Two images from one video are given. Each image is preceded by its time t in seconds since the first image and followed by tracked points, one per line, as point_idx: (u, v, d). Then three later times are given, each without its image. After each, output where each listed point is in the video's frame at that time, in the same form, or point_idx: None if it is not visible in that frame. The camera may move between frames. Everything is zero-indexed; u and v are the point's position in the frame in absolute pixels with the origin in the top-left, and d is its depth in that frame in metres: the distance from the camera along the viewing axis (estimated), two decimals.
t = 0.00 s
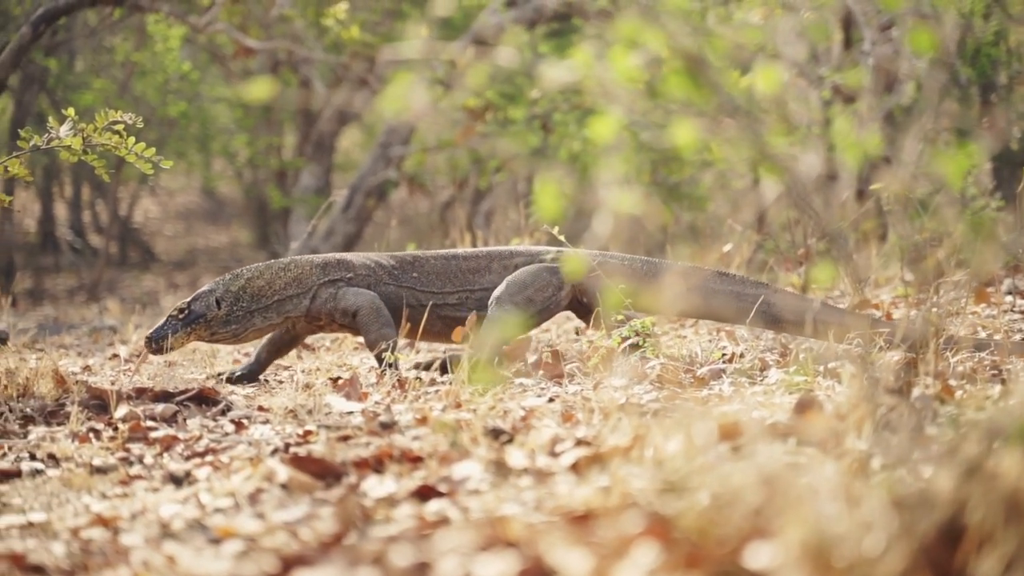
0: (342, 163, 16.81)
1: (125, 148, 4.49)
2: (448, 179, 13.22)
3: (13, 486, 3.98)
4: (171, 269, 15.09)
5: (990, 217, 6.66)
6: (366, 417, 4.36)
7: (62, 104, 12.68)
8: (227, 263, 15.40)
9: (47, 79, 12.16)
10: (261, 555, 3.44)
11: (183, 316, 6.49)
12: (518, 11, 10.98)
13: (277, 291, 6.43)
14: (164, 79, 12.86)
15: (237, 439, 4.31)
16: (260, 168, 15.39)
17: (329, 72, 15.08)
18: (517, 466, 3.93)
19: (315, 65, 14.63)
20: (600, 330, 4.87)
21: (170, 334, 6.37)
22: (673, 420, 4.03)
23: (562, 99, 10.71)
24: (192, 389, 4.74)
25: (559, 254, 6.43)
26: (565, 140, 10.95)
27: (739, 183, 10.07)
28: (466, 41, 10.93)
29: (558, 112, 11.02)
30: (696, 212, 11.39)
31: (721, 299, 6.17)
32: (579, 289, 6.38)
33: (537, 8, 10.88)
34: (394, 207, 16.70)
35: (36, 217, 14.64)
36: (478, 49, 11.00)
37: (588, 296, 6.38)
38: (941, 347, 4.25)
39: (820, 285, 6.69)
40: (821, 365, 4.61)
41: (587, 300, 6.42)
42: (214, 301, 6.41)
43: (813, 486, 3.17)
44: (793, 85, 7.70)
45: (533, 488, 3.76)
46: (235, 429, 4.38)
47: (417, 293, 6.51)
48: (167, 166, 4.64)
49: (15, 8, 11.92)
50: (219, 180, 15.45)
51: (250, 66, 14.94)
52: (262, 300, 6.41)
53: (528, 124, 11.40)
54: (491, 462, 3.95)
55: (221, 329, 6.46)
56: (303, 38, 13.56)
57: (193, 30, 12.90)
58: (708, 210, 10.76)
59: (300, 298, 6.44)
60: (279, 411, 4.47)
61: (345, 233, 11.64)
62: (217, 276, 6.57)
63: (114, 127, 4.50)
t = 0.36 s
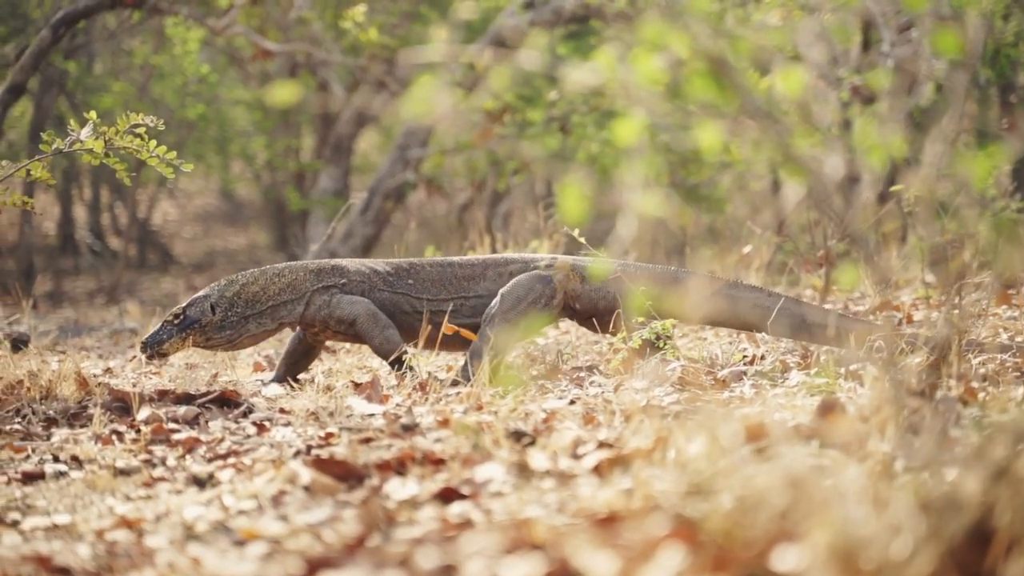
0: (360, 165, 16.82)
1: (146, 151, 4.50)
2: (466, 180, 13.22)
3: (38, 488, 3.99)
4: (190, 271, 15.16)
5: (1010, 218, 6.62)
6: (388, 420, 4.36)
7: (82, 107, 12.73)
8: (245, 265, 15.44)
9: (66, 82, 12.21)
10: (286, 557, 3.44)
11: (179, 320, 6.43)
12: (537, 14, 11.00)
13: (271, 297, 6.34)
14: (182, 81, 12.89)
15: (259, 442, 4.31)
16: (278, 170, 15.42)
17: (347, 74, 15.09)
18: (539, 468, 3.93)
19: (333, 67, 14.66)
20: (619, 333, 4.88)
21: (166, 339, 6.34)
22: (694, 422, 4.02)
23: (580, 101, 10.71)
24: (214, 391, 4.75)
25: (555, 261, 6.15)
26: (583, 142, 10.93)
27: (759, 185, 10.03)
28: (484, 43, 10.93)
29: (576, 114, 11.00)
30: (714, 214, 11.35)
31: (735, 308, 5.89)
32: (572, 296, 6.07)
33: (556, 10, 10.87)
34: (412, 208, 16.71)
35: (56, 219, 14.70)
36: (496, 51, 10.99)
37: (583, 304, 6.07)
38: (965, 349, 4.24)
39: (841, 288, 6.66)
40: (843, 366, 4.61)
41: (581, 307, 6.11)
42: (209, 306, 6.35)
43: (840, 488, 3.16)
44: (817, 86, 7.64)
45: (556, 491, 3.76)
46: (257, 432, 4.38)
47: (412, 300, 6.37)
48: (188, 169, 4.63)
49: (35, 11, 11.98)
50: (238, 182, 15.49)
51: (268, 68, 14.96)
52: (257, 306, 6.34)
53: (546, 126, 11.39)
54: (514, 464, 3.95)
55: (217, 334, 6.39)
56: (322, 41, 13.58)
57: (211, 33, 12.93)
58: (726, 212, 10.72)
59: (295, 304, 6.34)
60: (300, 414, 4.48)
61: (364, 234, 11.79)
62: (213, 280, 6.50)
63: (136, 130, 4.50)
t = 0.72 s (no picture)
0: (382, 166, 16.84)
1: (171, 153, 4.52)
2: (488, 181, 13.23)
3: (66, 488, 4.00)
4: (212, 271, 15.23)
5: None
6: (412, 420, 4.37)
7: (104, 107, 12.79)
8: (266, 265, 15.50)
9: (88, 82, 12.26)
10: (313, 557, 3.45)
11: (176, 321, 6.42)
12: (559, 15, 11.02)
13: (263, 299, 6.29)
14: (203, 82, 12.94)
15: (285, 442, 4.32)
16: (300, 171, 15.46)
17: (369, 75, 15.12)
18: (565, 468, 3.93)
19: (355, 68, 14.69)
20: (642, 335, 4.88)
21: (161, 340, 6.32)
22: (719, 423, 4.02)
23: (602, 101, 10.71)
24: (239, 391, 4.77)
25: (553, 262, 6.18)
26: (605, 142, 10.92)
27: (783, 186, 10.00)
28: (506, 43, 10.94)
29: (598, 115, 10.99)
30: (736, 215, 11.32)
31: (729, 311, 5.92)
32: (571, 297, 6.12)
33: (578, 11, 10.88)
34: (433, 208, 16.71)
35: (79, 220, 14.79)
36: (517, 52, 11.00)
37: (580, 306, 6.12)
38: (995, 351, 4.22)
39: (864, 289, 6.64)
40: (869, 367, 4.61)
41: (578, 309, 6.15)
42: (204, 308, 6.32)
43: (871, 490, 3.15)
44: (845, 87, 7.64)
45: (582, 491, 3.77)
46: (282, 432, 4.39)
47: (403, 304, 6.29)
48: (213, 171, 4.64)
49: (58, 13, 12.06)
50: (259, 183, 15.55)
51: (289, 70, 15.01)
52: (249, 308, 6.29)
53: (567, 126, 11.39)
54: (540, 465, 3.95)
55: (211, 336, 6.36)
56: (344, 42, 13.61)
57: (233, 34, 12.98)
58: (748, 212, 10.68)
59: (287, 307, 6.29)
60: (325, 414, 4.49)
61: (385, 235, 12.25)
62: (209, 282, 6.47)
63: (160, 131, 4.52)
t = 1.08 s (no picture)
0: (409, 164, 16.86)
1: (201, 151, 4.53)
2: (515, 179, 13.24)
3: (100, 485, 4.02)
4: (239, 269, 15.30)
5: None
6: (443, 417, 4.38)
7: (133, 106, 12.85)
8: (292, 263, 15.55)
9: (117, 81, 12.32)
10: (347, 554, 3.46)
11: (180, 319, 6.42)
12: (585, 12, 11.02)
13: (265, 299, 6.29)
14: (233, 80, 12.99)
15: (316, 439, 4.33)
16: (327, 169, 15.51)
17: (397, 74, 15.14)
18: (597, 467, 3.93)
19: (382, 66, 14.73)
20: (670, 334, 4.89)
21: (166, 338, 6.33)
22: (752, 421, 4.01)
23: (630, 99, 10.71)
24: (270, 389, 4.79)
25: (556, 259, 6.20)
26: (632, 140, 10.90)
27: (812, 183, 9.96)
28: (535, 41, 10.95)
29: (625, 113, 10.96)
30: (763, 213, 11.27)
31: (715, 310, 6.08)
32: (575, 296, 6.15)
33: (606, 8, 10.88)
34: (461, 206, 16.73)
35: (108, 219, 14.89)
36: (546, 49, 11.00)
37: (584, 304, 6.16)
38: None
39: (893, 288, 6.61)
40: (900, 365, 4.59)
41: (582, 307, 6.19)
42: (207, 306, 6.31)
43: (910, 488, 3.15)
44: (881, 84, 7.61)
45: (614, 489, 3.76)
46: (313, 429, 4.40)
47: (400, 303, 6.28)
48: (243, 169, 4.65)
49: (88, 12, 12.15)
50: (287, 182, 15.61)
51: (318, 68, 15.06)
52: (252, 307, 6.28)
53: (595, 124, 11.37)
54: (572, 463, 3.95)
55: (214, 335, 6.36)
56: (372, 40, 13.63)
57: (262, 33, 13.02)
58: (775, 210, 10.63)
59: (288, 308, 6.29)
60: (356, 412, 4.50)
61: (413, 233, 12.32)
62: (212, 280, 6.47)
63: (191, 130, 4.53)
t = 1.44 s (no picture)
0: (435, 163, 16.88)
1: (231, 150, 4.53)
2: (542, 177, 13.24)
3: (133, 482, 4.04)
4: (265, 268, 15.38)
5: None
6: (473, 416, 4.38)
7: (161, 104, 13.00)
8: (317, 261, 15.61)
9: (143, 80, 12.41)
10: (380, 551, 3.46)
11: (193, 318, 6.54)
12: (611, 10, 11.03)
13: (271, 298, 6.36)
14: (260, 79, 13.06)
15: (346, 437, 4.35)
16: (353, 168, 15.56)
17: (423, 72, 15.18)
18: (628, 464, 3.92)
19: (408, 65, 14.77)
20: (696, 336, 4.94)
21: (178, 337, 6.46)
22: (784, 418, 3.99)
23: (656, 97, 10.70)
24: (299, 387, 4.81)
25: (560, 255, 6.12)
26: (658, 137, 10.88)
27: (840, 180, 9.91)
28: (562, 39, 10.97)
29: (652, 111, 10.95)
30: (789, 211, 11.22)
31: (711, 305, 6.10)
32: (581, 295, 6.07)
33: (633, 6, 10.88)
34: (486, 206, 16.74)
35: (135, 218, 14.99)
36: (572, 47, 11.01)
37: (590, 303, 6.07)
38: None
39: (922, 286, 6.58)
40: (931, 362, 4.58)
41: (588, 306, 6.11)
42: (217, 306, 6.42)
43: (948, 487, 3.14)
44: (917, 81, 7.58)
45: (645, 487, 3.76)
46: (344, 427, 4.41)
47: (400, 302, 6.21)
48: (272, 168, 4.65)
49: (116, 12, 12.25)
50: (312, 181, 15.67)
51: (344, 67, 15.10)
52: (259, 307, 6.36)
53: (621, 122, 11.37)
54: (603, 461, 3.95)
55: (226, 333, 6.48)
56: (398, 39, 13.67)
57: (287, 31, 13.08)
58: (802, 207, 10.57)
59: (292, 307, 6.34)
60: (386, 410, 4.51)
61: (439, 232, 12.44)
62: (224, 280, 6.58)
63: (221, 129, 4.54)
